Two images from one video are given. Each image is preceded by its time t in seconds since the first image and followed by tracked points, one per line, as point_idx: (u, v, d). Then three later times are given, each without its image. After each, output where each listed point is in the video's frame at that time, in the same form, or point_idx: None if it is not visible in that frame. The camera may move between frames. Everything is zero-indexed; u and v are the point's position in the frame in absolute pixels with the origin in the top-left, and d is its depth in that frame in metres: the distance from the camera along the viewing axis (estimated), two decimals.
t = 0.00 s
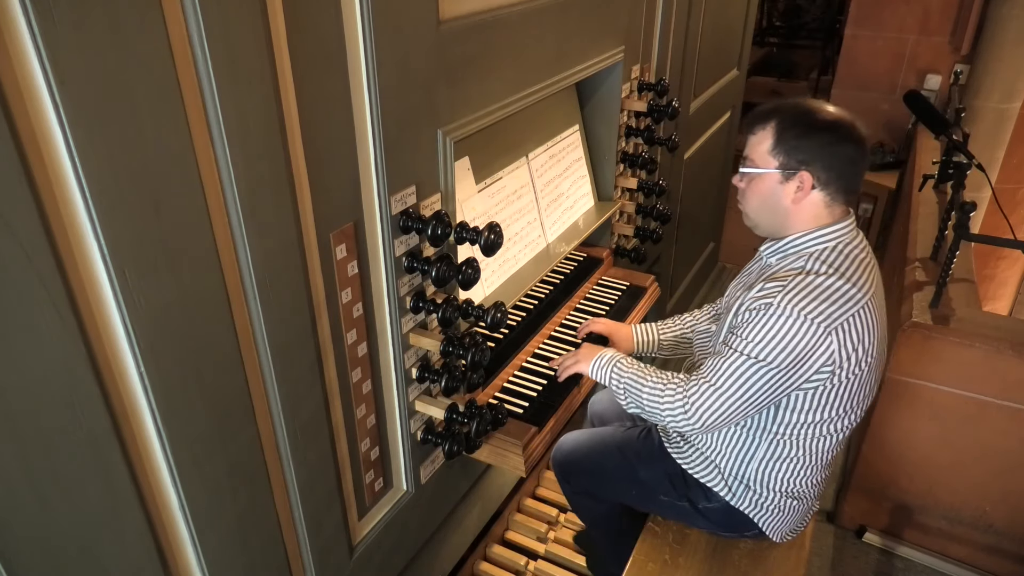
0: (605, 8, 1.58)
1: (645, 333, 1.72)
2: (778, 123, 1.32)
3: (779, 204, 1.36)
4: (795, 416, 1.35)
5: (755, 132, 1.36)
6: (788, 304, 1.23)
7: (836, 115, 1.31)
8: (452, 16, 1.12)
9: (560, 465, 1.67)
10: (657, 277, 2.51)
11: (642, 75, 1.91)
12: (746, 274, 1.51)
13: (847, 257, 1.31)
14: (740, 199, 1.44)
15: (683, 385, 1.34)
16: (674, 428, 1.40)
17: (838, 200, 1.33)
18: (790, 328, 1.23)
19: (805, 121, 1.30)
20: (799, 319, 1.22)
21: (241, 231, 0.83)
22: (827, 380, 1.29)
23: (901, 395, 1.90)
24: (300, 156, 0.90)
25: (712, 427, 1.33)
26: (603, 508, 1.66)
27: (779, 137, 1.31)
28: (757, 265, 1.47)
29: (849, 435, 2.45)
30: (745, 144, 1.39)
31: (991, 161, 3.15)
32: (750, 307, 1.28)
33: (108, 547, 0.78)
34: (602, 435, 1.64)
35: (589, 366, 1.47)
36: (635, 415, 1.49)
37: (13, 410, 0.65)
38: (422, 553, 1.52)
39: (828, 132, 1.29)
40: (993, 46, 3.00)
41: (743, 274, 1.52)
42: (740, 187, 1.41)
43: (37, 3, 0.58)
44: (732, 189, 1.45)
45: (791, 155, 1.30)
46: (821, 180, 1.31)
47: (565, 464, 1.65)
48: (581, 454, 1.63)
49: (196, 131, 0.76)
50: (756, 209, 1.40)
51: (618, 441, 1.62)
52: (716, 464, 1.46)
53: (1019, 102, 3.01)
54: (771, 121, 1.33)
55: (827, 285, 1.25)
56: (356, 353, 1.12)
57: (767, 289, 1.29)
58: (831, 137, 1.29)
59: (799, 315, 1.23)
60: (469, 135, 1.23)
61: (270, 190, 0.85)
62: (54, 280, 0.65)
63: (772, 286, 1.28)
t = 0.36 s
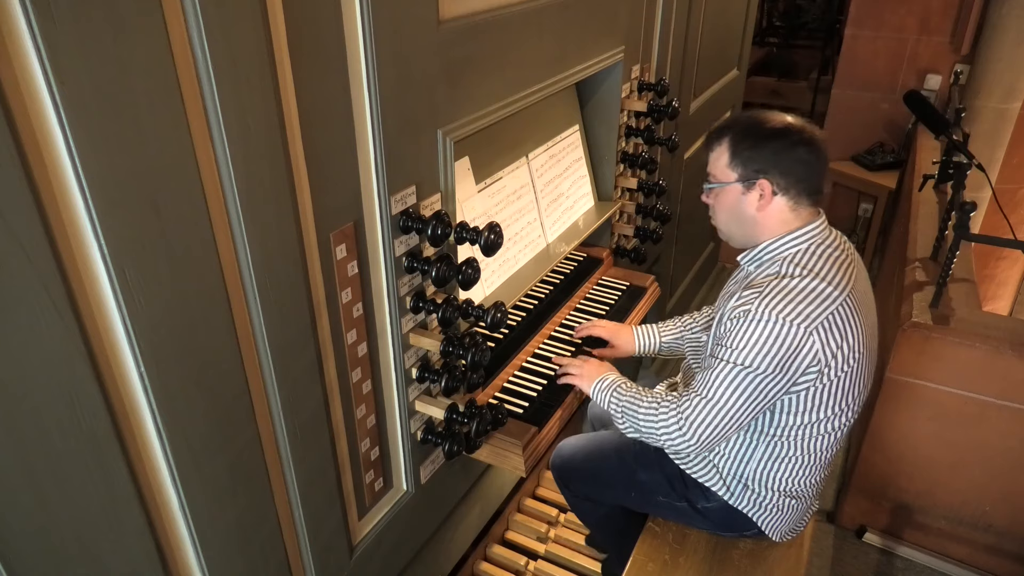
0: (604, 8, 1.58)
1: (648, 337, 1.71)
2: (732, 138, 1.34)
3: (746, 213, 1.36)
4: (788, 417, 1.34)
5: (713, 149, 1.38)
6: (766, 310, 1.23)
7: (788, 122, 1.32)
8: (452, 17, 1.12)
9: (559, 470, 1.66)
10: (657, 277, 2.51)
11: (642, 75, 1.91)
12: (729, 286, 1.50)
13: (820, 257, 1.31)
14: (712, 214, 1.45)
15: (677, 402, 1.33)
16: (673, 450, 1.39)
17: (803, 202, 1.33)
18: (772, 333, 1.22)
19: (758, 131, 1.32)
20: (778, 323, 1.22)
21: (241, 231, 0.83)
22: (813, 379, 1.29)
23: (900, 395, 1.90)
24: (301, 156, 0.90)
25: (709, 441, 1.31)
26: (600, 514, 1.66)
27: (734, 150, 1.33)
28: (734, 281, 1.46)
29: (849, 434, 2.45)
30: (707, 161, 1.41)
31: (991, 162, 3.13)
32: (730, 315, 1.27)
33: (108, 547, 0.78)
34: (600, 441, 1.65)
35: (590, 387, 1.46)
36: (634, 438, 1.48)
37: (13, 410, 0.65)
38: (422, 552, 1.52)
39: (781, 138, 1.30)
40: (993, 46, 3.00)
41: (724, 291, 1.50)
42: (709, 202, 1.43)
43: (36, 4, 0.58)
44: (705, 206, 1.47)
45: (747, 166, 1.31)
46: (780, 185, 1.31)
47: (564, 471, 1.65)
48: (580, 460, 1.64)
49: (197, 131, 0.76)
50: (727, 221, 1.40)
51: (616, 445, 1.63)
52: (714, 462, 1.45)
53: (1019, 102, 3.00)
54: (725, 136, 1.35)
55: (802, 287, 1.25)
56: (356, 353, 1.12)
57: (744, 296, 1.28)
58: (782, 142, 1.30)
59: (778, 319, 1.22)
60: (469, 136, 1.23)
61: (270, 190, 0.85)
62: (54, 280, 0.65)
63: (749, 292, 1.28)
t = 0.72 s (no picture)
0: (604, 8, 1.58)
1: (644, 335, 1.70)
2: (710, 141, 1.36)
3: (726, 214, 1.38)
4: (779, 415, 1.34)
5: (693, 152, 1.40)
6: (752, 307, 1.23)
7: (766, 122, 1.33)
8: (452, 17, 1.12)
9: (559, 473, 1.67)
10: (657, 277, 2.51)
11: (642, 75, 1.91)
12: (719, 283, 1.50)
13: (806, 254, 1.31)
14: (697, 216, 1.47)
15: (659, 397, 1.33)
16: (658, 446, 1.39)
17: (782, 201, 1.33)
18: (758, 330, 1.22)
19: (735, 133, 1.33)
20: (764, 320, 1.22)
21: (241, 231, 0.83)
22: (800, 377, 1.29)
23: (899, 395, 1.90)
24: (301, 155, 0.90)
25: (688, 437, 1.31)
26: (600, 517, 1.66)
27: (711, 153, 1.35)
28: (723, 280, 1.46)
29: (849, 434, 2.45)
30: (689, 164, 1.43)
31: (991, 162, 3.13)
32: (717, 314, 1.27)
33: (108, 547, 0.78)
34: (599, 443, 1.65)
35: (583, 386, 1.46)
36: (621, 435, 1.47)
37: (14, 410, 0.65)
38: (422, 552, 1.52)
39: (757, 139, 1.31)
40: (992, 46, 3.00)
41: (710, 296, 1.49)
42: (693, 205, 1.45)
43: (36, 3, 0.58)
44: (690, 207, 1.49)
45: (725, 168, 1.33)
46: (756, 185, 1.32)
47: (564, 473, 1.65)
48: (579, 462, 1.64)
49: (197, 131, 0.76)
50: (710, 222, 1.42)
51: (615, 448, 1.62)
52: (714, 468, 1.45)
53: (1019, 102, 3.00)
54: (703, 140, 1.37)
55: (788, 285, 1.25)
56: (356, 353, 1.12)
57: (731, 295, 1.28)
58: (757, 143, 1.31)
59: (764, 315, 1.22)
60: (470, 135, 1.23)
61: (270, 190, 0.85)
62: (54, 280, 0.65)
63: (736, 291, 1.28)
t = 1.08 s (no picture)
0: (604, 8, 1.58)
1: (638, 323, 1.69)
2: (717, 130, 1.35)
3: (728, 206, 1.38)
4: (774, 413, 1.35)
5: (700, 139, 1.39)
6: (750, 305, 1.23)
7: (775, 114, 1.31)
8: (452, 17, 1.12)
9: (558, 472, 1.67)
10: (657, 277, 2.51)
11: (642, 75, 1.91)
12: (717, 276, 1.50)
13: (807, 253, 1.31)
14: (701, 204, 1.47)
15: (651, 386, 1.33)
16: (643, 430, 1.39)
17: (785, 198, 1.33)
18: (755, 328, 1.22)
19: (743, 123, 1.32)
20: (762, 318, 1.22)
21: (241, 231, 0.83)
22: (796, 375, 1.29)
23: (899, 395, 1.90)
24: (300, 155, 0.90)
25: (677, 427, 1.31)
26: (600, 517, 1.66)
27: (717, 142, 1.34)
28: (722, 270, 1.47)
29: (849, 434, 2.45)
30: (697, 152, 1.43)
31: (991, 162, 3.13)
32: (714, 310, 1.27)
33: (109, 547, 0.78)
34: (598, 443, 1.65)
35: (573, 363, 1.46)
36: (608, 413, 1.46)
37: (13, 410, 0.65)
38: (422, 552, 1.52)
39: (765, 132, 1.30)
40: (992, 46, 3.00)
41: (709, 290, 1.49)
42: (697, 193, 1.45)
43: (37, 3, 0.58)
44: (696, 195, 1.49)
45: (729, 159, 1.32)
46: (760, 180, 1.32)
47: (564, 472, 1.65)
48: (579, 462, 1.64)
49: (197, 131, 0.76)
50: (711, 213, 1.42)
51: (615, 448, 1.62)
52: (710, 469, 1.46)
53: (1020, 102, 3.00)
54: (710, 128, 1.36)
55: (788, 284, 1.25)
56: (356, 353, 1.12)
57: (729, 290, 1.28)
58: (763, 136, 1.29)
59: (762, 314, 1.22)
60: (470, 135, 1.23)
61: (270, 190, 0.85)
62: (54, 280, 0.65)
63: (734, 287, 1.28)
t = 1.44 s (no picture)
0: (605, 8, 1.58)
1: (638, 333, 1.71)
2: (751, 124, 1.31)
3: (752, 205, 1.35)
4: (783, 417, 1.35)
5: (731, 132, 1.35)
6: (768, 312, 1.23)
7: (812, 114, 1.28)
8: (452, 17, 1.12)
9: (558, 472, 1.67)
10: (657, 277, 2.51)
11: (642, 75, 1.91)
12: (729, 272, 1.50)
13: (823, 258, 1.31)
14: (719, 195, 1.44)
15: (668, 395, 1.33)
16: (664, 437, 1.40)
17: (812, 202, 1.32)
18: (771, 336, 1.22)
19: (779, 121, 1.28)
20: (779, 326, 1.22)
21: (241, 231, 0.83)
22: (811, 382, 1.29)
23: (900, 396, 1.90)
24: (300, 155, 0.90)
25: (700, 436, 1.33)
26: (599, 517, 1.66)
27: (750, 138, 1.30)
28: (740, 262, 1.46)
29: (849, 433, 2.45)
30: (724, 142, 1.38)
31: (991, 162, 3.13)
32: (730, 315, 1.27)
33: (108, 547, 0.78)
34: (598, 443, 1.65)
35: (583, 367, 1.46)
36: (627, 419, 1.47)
37: (13, 410, 0.65)
38: (422, 552, 1.52)
39: (802, 133, 1.27)
40: (992, 46, 3.00)
41: (722, 282, 1.52)
42: (719, 184, 1.41)
43: (37, 3, 0.58)
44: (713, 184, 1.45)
45: (762, 158, 1.29)
46: (791, 184, 1.30)
47: (563, 473, 1.65)
48: (579, 463, 1.64)
49: (197, 131, 0.76)
50: (731, 208, 1.40)
51: (615, 449, 1.62)
52: (711, 469, 1.45)
53: (1019, 102, 3.00)
54: (745, 121, 1.32)
55: (805, 290, 1.26)
56: (356, 353, 1.12)
57: (746, 295, 1.28)
58: (801, 139, 1.26)
59: (779, 322, 1.22)
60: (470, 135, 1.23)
61: (270, 190, 0.85)
62: (54, 279, 0.65)
63: (751, 292, 1.28)
